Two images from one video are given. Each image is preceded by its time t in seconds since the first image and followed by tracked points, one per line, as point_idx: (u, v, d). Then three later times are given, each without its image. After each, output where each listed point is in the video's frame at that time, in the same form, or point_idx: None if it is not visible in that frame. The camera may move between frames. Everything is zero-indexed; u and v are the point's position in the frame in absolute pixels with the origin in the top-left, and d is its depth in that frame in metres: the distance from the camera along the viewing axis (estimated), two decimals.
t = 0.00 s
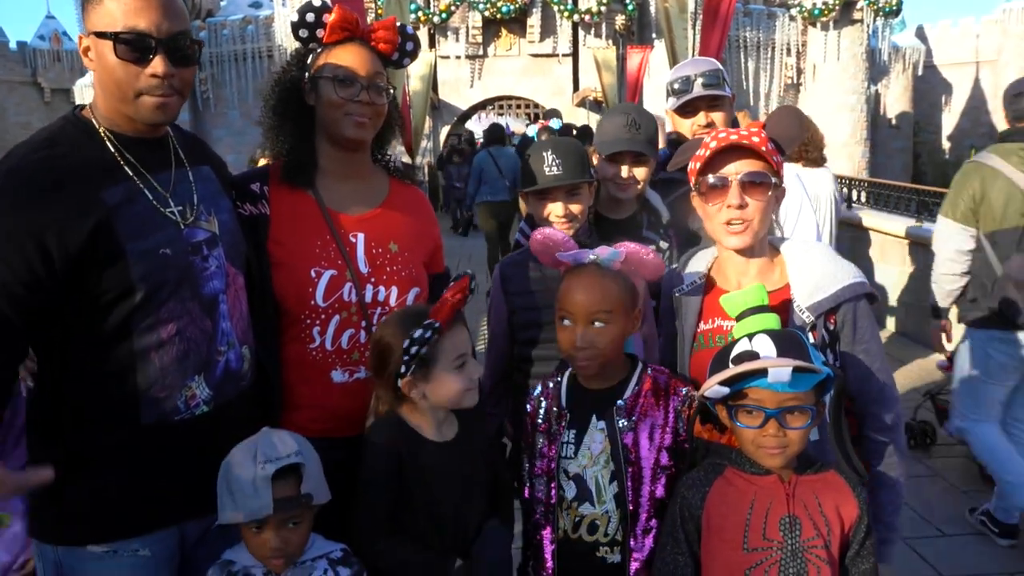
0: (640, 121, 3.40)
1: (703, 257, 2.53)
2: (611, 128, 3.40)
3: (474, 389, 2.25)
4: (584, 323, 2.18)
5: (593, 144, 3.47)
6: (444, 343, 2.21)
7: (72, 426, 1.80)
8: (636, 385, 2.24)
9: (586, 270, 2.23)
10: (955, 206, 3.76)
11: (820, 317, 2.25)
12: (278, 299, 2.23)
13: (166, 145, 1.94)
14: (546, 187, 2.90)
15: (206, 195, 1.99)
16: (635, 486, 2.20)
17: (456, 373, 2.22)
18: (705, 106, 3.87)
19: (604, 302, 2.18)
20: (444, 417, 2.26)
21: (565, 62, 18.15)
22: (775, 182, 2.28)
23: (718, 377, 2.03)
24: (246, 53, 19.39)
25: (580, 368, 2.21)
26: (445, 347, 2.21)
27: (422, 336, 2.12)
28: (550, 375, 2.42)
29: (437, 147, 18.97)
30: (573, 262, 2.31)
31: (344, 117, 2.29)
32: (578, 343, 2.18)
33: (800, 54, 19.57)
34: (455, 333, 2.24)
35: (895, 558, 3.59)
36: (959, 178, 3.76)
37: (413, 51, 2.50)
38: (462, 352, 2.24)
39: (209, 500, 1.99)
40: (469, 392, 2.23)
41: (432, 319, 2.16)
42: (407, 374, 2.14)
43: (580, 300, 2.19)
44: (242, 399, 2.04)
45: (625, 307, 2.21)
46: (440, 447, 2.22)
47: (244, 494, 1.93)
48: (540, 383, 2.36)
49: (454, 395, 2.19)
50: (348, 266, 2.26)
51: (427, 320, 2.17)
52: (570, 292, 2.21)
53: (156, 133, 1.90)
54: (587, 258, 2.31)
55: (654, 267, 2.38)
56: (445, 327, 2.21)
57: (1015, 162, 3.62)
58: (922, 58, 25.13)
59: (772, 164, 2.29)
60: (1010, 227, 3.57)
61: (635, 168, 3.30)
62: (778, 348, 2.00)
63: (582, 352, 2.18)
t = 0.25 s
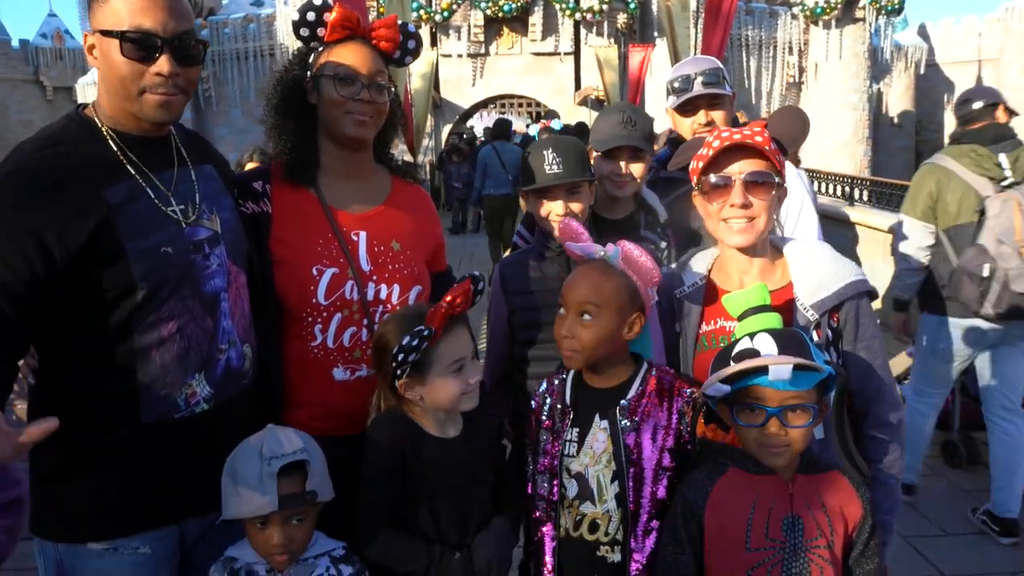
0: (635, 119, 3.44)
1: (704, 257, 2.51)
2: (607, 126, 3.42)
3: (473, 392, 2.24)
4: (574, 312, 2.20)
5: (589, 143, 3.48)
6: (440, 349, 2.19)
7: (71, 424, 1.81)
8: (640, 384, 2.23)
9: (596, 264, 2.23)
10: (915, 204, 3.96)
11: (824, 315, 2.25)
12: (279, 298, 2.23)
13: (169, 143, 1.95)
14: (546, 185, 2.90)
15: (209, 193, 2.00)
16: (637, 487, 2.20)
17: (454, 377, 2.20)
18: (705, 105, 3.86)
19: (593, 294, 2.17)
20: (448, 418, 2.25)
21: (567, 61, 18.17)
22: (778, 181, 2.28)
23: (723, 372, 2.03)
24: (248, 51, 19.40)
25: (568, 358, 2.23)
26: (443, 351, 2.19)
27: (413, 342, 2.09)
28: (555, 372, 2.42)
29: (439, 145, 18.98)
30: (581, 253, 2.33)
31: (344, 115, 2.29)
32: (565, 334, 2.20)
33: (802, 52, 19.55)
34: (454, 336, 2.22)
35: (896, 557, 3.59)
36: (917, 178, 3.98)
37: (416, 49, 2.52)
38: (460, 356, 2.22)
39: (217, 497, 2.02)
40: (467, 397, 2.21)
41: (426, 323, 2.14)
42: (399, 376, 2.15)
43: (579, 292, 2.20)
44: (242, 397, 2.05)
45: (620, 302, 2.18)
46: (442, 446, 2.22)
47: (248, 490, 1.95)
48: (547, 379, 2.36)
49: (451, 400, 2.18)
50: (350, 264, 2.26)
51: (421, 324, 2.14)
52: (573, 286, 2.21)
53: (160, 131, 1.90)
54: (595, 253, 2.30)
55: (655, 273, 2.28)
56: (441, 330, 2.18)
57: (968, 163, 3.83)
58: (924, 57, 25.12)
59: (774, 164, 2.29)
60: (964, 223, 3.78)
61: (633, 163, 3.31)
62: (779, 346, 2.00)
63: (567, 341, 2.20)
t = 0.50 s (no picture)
0: (632, 117, 3.44)
1: (706, 255, 2.51)
2: (605, 124, 3.42)
3: (476, 390, 2.23)
4: (575, 311, 2.21)
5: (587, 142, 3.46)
6: (444, 345, 2.19)
7: (72, 422, 1.81)
8: (644, 383, 2.24)
9: (602, 262, 2.23)
10: (867, 204, 4.23)
11: (826, 313, 2.25)
12: (280, 296, 2.24)
13: (170, 142, 1.95)
14: (546, 184, 2.90)
15: (210, 191, 2.00)
16: (641, 486, 2.21)
17: (457, 374, 2.19)
18: (706, 103, 3.86)
19: (595, 294, 2.18)
20: (452, 417, 2.25)
21: (568, 59, 18.17)
22: (781, 180, 2.27)
23: (722, 374, 2.02)
24: (249, 50, 19.38)
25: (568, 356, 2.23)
26: (445, 348, 2.19)
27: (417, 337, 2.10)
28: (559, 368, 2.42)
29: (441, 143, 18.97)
30: (584, 251, 2.35)
31: (345, 114, 2.30)
32: (567, 332, 2.21)
33: (804, 51, 19.50)
34: (456, 333, 2.22)
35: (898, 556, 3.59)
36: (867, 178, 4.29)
37: (418, 47, 2.52)
38: (462, 354, 2.22)
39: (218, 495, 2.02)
40: (469, 394, 2.21)
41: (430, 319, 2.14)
42: (404, 372, 2.14)
43: (582, 290, 2.20)
44: (244, 395, 2.05)
45: (620, 301, 2.18)
46: (443, 444, 2.22)
47: (251, 485, 1.97)
48: (550, 375, 2.36)
49: (455, 398, 2.18)
50: (350, 262, 2.26)
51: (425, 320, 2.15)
52: (578, 284, 2.22)
53: (162, 131, 1.91)
54: (600, 251, 2.33)
55: (654, 272, 2.31)
56: (444, 327, 2.19)
57: (910, 168, 4.15)
58: (926, 55, 25.08)
59: (777, 163, 2.29)
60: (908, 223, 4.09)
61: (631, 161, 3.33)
62: (782, 345, 2.00)
63: (568, 339, 2.21)
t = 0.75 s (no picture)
0: (634, 115, 3.49)
1: (711, 256, 2.51)
2: (608, 123, 3.46)
3: (478, 390, 2.24)
4: (589, 318, 2.20)
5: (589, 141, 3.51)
6: (446, 346, 2.20)
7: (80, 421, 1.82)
8: (647, 382, 2.26)
9: (605, 266, 2.24)
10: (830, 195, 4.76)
11: (831, 314, 2.25)
12: (284, 296, 2.25)
13: (175, 143, 1.96)
14: (548, 185, 2.91)
15: (214, 192, 2.01)
16: (650, 483, 2.23)
17: (459, 375, 2.21)
18: (709, 103, 3.87)
19: (608, 299, 2.18)
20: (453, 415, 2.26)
21: (572, 59, 18.17)
22: (784, 179, 2.27)
23: (732, 373, 2.02)
24: (254, 50, 19.42)
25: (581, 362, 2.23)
26: (450, 348, 2.20)
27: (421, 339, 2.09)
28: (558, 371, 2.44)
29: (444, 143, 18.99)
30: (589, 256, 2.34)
31: (348, 115, 2.30)
32: (581, 339, 2.20)
33: (808, 49, 19.47)
34: (458, 334, 2.23)
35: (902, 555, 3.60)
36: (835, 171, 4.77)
37: (421, 47, 2.52)
38: (465, 355, 2.23)
39: (224, 495, 2.03)
40: (472, 395, 2.22)
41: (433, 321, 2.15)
42: (406, 373, 2.14)
43: (590, 294, 2.20)
44: (249, 395, 2.06)
45: (630, 305, 2.20)
46: (447, 443, 2.23)
47: (261, 487, 2.00)
48: (550, 378, 2.37)
49: (457, 399, 2.19)
50: (355, 262, 2.27)
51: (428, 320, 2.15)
52: (585, 287, 2.22)
53: (167, 132, 1.92)
54: (604, 255, 2.33)
55: (668, 273, 2.33)
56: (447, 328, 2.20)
57: (870, 159, 4.60)
58: (930, 54, 25.00)
59: (780, 161, 2.30)
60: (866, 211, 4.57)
61: (634, 159, 3.35)
62: (790, 345, 2.00)
63: (582, 346, 2.20)
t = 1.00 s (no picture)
0: (641, 117, 3.52)
1: (719, 259, 2.50)
2: (616, 125, 3.48)
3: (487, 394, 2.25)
4: (602, 325, 2.21)
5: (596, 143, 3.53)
6: (452, 348, 2.21)
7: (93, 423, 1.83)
8: (654, 385, 2.27)
9: (609, 270, 2.25)
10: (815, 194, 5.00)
11: (840, 316, 2.25)
12: (294, 299, 2.26)
13: (186, 147, 1.98)
14: (559, 188, 2.91)
15: (225, 195, 2.02)
16: (663, 481, 2.24)
17: (465, 378, 2.22)
18: (717, 106, 3.87)
19: (622, 304, 2.21)
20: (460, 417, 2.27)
21: (580, 62, 18.18)
22: (792, 179, 2.27)
23: (747, 375, 2.01)
24: (263, 54, 19.53)
25: (596, 369, 2.24)
26: (455, 351, 2.22)
27: (430, 336, 2.11)
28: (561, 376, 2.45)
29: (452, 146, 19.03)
30: (595, 264, 2.33)
31: (357, 118, 2.32)
32: (598, 346, 2.21)
33: (816, 52, 19.41)
34: (466, 338, 2.24)
35: (910, 558, 3.60)
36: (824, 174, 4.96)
37: (429, 50, 2.53)
38: (473, 358, 2.24)
39: (237, 497, 2.05)
40: (479, 398, 2.23)
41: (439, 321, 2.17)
42: (412, 372, 2.18)
43: (599, 300, 2.22)
44: (260, 397, 2.08)
45: (643, 310, 2.24)
46: (455, 445, 2.25)
47: (275, 483, 2.02)
48: (554, 385, 2.37)
49: (464, 399, 2.20)
50: (364, 265, 2.28)
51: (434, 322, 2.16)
52: (591, 291, 2.24)
53: (178, 137, 1.93)
54: (611, 260, 2.32)
55: (682, 271, 2.34)
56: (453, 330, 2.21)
57: (853, 169, 4.88)
58: (940, 56, 24.91)
59: (789, 162, 2.29)
60: (851, 216, 4.79)
61: (642, 160, 3.37)
62: (804, 349, 2.01)
63: (599, 353, 2.21)
